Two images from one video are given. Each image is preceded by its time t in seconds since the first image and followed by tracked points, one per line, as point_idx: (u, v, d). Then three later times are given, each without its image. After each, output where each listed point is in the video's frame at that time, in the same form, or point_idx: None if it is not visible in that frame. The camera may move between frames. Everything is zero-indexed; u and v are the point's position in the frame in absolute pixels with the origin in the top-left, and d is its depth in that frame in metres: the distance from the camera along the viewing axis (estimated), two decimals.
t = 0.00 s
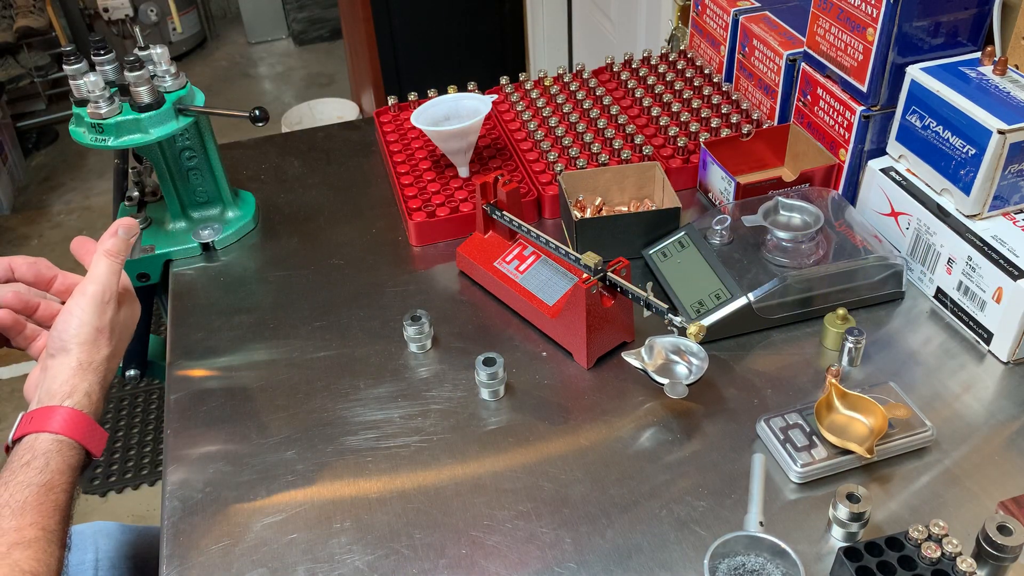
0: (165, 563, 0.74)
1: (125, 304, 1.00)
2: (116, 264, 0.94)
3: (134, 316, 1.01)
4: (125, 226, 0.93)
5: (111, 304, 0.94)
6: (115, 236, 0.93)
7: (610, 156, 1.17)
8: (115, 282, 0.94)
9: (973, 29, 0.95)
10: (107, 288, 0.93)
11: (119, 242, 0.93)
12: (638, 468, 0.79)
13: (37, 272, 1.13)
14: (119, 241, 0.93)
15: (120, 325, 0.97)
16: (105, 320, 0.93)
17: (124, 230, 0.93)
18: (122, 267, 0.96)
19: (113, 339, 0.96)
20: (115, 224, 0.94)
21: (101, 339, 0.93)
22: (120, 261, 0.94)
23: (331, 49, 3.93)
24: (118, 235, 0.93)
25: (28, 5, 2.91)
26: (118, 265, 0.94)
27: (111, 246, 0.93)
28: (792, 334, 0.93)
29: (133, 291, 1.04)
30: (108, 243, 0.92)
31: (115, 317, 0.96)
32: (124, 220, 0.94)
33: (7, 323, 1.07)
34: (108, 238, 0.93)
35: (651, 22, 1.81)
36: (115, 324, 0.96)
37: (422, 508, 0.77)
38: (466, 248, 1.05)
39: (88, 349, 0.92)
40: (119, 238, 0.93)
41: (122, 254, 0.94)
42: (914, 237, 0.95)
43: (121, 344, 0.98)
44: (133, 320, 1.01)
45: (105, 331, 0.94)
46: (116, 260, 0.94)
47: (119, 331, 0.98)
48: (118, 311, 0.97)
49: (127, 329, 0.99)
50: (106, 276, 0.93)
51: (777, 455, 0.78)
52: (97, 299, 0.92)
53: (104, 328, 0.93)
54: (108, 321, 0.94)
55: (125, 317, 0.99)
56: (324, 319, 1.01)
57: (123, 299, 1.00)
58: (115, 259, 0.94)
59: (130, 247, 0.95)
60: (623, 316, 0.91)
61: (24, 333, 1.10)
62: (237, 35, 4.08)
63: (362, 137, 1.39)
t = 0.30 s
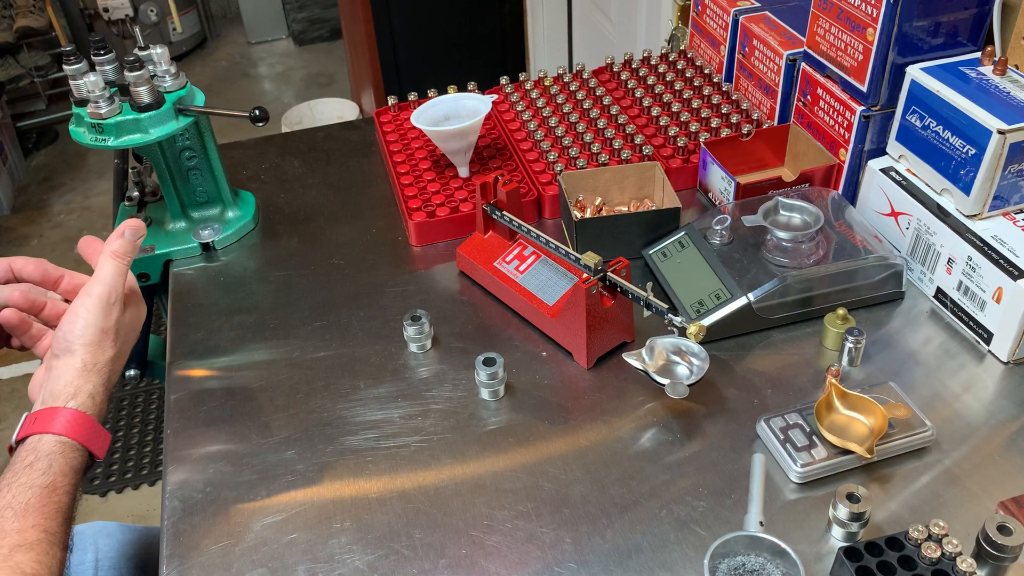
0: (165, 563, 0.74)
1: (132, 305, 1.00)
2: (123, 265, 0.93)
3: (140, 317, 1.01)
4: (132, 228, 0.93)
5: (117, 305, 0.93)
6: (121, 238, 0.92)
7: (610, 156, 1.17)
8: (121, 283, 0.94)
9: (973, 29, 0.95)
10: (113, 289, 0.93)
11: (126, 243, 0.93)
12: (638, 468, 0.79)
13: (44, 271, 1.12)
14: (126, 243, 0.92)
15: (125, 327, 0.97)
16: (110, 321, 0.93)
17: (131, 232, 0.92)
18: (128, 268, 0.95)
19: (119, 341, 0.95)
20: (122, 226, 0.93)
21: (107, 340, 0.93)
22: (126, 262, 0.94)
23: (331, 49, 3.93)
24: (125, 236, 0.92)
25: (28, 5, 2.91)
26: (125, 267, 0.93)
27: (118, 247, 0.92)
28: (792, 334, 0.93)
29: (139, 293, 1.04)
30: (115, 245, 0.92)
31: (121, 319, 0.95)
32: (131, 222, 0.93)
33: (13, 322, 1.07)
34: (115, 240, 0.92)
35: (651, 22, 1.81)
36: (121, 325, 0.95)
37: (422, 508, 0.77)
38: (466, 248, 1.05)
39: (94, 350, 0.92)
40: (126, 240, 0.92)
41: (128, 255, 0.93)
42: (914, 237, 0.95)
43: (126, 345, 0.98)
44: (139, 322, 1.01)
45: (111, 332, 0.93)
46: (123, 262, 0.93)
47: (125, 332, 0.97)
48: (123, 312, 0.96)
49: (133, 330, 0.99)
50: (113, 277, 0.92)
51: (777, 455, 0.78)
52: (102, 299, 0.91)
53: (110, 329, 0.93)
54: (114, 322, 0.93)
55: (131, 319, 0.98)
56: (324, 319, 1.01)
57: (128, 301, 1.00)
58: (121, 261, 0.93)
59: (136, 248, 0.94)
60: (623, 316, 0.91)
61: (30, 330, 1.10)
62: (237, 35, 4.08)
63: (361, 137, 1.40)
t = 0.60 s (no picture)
0: (165, 563, 0.74)
1: (138, 299, 1.01)
2: (129, 259, 0.93)
3: (146, 309, 1.02)
4: (138, 221, 0.92)
5: (122, 299, 0.93)
6: (127, 231, 0.92)
7: (610, 156, 1.17)
8: (127, 277, 0.94)
9: (973, 29, 0.95)
10: (120, 282, 0.93)
11: (132, 237, 0.92)
12: (638, 468, 0.79)
13: (51, 264, 1.13)
14: (133, 237, 0.92)
15: (130, 321, 0.97)
16: (115, 316, 0.93)
17: (137, 226, 0.92)
18: (133, 262, 0.95)
19: (124, 334, 0.95)
20: (128, 219, 0.93)
21: (112, 334, 0.93)
22: (132, 257, 0.93)
23: (331, 49, 3.93)
24: (131, 230, 0.92)
25: (27, 5, 2.90)
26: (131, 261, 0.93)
27: (124, 241, 0.92)
28: (792, 334, 0.93)
29: (146, 287, 1.04)
30: (121, 238, 0.92)
31: (126, 313, 0.95)
32: (138, 215, 0.93)
33: (19, 315, 1.06)
34: (121, 234, 0.92)
35: (651, 22, 1.81)
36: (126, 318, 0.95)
37: (422, 508, 0.77)
38: (466, 248, 1.05)
39: (99, 344, 0.92)
40: (132, 234, 0.92)
41: (135, 249, 0.93)
42: (914, 237, 0.95)
43: (131, 339, 0.98)
44: (144, 316, 1.01)
45: (116, 326, 0.93)
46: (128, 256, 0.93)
47: (131, 326, 0.97)
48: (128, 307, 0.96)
49: (138, 324, 0.99)
50: (119, 271, 0.93)
51: (777, 454, 0.78)
52: (108, 294, 0.91)
53: (115, 324, 0.93)
54: (120, 316, 0.93)
55: (136, 312, 0.98)
56: (324, 319, 1.01)
57: (134, 295, 1.00)
58: (127, 255, 0.93)
59: (142, 242, 0.94)
60: (623, 316, 0.91)
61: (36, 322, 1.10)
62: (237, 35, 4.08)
63: (361, 137, 1.40)
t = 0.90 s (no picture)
0: (165, 563, 0.74)
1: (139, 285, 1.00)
2: (126, 244, 0.93)
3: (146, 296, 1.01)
4: (133, 207, 0.92)
5: (121, 286, 0.93)
6: (123, 218, 0.91)
7: (610, 156, 1.17)
8: (124, 264, 0.93)
9: (973, 29, 0.95)
10: (117, 268, 0.92)
11: (128, 223, 0.92)
12: (638, 468, 0.79)
13: (48, 250, 1.08)
14: (129, 222, 0.92)
15: (129, 308, 0.97)
16: (114, 304, 0.93)
17: (132, 211, 0.91)
18: (131, 248, 0.94)
19: (124, 322, 0.95)
20: (124, 206, 0.92)
21: (111, 322, 0.93)
22: (128, 243, 0.93)
23: (331, 49, 3.93)
24: (127, 216, 0.91)
25: (27, 5, 2.90)
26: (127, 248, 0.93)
27: (121, 226, 0.92)
28: (792, 335, 0.93)
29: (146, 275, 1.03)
30: (118, 224, 0.91)
31: (125, 300, 0.95)
32: (132, 201, 0.92)
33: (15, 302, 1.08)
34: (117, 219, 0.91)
35: (651, 22, 1.81)
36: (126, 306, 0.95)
37: (422, 508, 0.77)
38: (466, 248, 1.05)
39: (99, 332, 0.92)
40: (128, 219, 0.92)
41: (132, 233, 0.93)
42: (914, 237, 0.95)
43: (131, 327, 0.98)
44: (144, 303, 1.01)
45: (115, 312, 0.93)
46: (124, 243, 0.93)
47: (131, 313, 0.97)
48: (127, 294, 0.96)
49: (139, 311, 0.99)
50: (115, 258, 0.92)
51: (777, 454, 0.78)
52: (105, 281, 0.91)
53: (114, 312, 0.93)
54: (118, 303, 0.93)
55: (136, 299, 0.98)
56: (324, 319, 1.01)
57: (133, 283, 1.00)
58: (124, 241, 0.93)
59: (139, 228, 0.94)
60: (623, 316, 0.91)
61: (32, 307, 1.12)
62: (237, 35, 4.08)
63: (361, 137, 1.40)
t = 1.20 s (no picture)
0: (165, 563, 0.74)
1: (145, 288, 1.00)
2: (134, 248, 0.93)
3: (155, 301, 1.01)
4: (143, 212, 0.93)
5: (127, 288, 0.93)
6: (132, 221, 0.92)
7: (610, 156, 1.17)
8: (132, 267, 0.94)
9: (973, 29, 0.95)
10: (125, 271, 0.93)
11: (137, 227, 0.93)
12: (638, 468, 0.79)
13: (57, 255, 1.12)
14: (138, 226, 0.93)
15: (136, 311, 0.97)
16: (119, 306, 0.93)
17: (142, 216, 0.92)
18: (139, 252, 0.95)
19: (130, 325, 0.95)
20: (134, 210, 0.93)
21: (117, 324, 0.93)
22: (137, 246, 0.94)
23: (331, 49, 3.93)
24: (136, 220, 0.92)
25: (28, 5, 2.90)
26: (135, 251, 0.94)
27: (130, 230, 0.92)
28: (792, 335, 0.93)
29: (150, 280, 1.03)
30: (127, 228, 0.92)
31: (131, 303, 0.95)
32: (143, 206, 0.93)
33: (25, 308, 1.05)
34: (127, 224, 0.92)
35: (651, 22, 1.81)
36: (132, 309, 0.95)
37: (422, 508, 0.77)
38: (467, 248, 1.05)
39: (104, 334, 0.92)
40: (137, 223, 0.92)
41: (141, 238, 0.94)
42: (914, 237, 0.95)
43: (138, 330, 0.98)
44: (152, 307, 1.01)
45: (121, 315, 0.93)
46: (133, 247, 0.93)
47: (138, 317, 0.97)
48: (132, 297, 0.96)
49: (146, 315, 0.99)
50: (123, 261, 0.92)
51: (777, 455, 0.78)
52: (111, 283, 0.91)
53: (119, 314, 0.93)
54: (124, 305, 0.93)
55: (144, 301, 0.98)
56: (324, 319, 1.01)
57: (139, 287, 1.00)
58: (132, 245, 0.94)
59: (147, 233, 0.95)
60: (623, 316, 0.91)
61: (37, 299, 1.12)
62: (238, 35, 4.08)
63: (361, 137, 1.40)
